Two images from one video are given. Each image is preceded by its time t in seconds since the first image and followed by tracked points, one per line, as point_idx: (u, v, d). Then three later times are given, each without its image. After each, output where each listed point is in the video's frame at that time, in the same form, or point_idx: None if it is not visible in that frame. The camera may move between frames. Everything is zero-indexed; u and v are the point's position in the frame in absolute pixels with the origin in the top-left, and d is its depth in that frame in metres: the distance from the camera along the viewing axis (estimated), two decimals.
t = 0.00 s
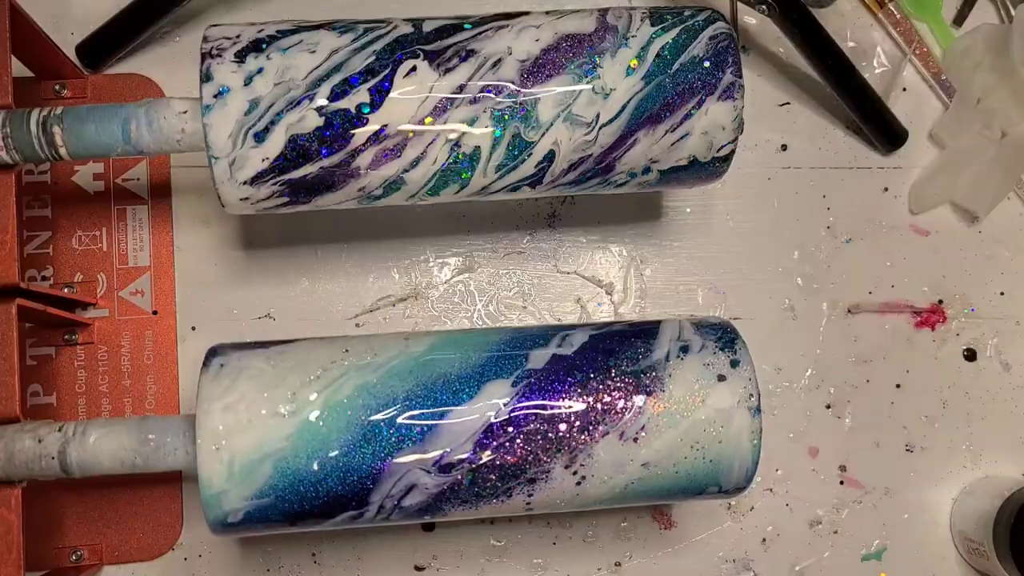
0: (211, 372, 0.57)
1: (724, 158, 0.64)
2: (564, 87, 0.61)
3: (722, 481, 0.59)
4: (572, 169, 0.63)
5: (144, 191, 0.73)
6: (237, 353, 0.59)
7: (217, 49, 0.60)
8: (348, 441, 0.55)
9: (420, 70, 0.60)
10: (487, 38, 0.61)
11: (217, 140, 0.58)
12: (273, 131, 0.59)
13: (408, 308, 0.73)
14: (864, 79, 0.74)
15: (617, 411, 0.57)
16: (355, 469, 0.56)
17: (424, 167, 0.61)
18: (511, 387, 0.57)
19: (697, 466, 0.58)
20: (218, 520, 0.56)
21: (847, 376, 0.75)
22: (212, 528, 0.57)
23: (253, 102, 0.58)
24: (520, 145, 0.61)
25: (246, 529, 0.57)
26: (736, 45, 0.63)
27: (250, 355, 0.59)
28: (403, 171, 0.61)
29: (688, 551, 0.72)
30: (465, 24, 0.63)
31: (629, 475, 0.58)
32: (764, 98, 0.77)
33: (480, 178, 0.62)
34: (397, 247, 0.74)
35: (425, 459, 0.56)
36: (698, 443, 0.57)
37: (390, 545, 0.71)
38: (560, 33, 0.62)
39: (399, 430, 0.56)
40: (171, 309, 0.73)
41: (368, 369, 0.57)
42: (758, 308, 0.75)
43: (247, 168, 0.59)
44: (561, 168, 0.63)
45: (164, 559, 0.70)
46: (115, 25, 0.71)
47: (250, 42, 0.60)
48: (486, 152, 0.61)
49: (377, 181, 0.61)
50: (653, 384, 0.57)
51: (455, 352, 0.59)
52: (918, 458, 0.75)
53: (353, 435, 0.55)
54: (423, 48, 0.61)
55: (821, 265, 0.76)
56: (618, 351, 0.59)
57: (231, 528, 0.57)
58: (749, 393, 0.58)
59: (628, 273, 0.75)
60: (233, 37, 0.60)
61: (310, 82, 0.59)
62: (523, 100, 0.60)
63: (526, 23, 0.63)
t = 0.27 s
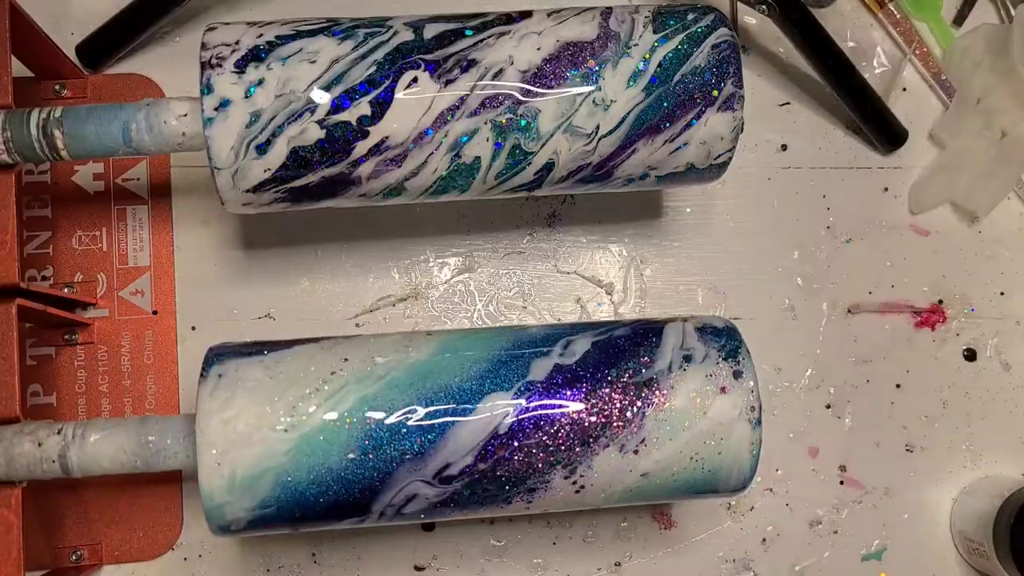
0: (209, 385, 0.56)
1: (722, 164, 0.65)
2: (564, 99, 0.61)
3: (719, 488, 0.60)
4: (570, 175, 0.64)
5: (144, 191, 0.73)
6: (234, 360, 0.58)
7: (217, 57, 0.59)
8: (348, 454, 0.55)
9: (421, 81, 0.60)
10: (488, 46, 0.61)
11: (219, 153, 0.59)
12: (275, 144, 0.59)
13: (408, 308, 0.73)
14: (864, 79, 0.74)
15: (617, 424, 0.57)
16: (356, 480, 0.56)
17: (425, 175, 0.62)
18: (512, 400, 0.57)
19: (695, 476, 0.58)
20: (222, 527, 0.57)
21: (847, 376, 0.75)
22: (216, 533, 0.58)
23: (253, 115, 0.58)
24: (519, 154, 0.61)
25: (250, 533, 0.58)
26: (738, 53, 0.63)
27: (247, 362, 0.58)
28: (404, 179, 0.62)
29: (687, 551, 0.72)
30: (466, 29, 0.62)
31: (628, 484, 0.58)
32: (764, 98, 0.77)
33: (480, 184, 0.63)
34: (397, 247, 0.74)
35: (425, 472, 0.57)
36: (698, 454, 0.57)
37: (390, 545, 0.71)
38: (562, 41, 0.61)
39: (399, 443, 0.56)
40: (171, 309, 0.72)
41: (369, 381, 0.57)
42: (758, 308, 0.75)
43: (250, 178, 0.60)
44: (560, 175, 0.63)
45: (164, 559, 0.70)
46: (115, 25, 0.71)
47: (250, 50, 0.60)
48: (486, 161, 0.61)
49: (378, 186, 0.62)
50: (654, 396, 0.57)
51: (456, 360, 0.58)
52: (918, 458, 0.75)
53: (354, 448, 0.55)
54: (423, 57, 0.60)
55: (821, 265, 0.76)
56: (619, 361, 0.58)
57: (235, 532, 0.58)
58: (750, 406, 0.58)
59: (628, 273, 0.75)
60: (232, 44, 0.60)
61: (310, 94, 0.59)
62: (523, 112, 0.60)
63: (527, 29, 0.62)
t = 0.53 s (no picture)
0: (208, 397, 0.56)
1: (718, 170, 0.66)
2: (564, 111, 0.61)
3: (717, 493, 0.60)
4: (569, 181, 0.64)
5: (144, 191, 0.73)
6: (233, 370, 0.57)
7: (217, 67, 0.59)
8: (349, 467, 0.56)
9: (422, 93, 0.60)
10: (489, 55, 0.61)
11: (221, 164, 0.59)
12: (277, 156, 0.59)
13: (408, 308, 0.73)
14: (864, 79, 0.74)
15: (617, 436, 0.57)
16: (357, 491, 0.56)
17: (425, 183, 0.62)
18: (512, 416, 0.57)
19: (694, 484, 0.59)
20: (224, 533, 0.58)
21: (847, 376, 0.75)
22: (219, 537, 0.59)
23: (254, 128, 0.59)
24: (519, 164, 0.62)
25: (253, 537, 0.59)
26: (740, 62, 0.63)
27: (245, 372, 0.57)
28: (405, 186, 0.62)
29: (687, 551, 0.72)
30: (468, 34, 0.61)
31: (627, 492, 0.59)
32: (764, 97, 0.77)
33: (480, 190, 0.64)
34: (397, 247, 0.74)
35: (425, 484, 0.57)
36: (697, 464, 0.58)
37: (390, 545, 0.71)
38: (563, 50, 0.61)
39: (399, 457, 0.56)
40: (171, 308, 0.72)
41: (368, 393, 0.57)
42: (758, 308, 0.75)
43: (252, 187, 0.60)
44: (559, 181, 0.64)
45: (164, 559, 0.70)
46: (116, 25, 0.71)
47: (250, 59, 0.59)
48: (486, 170, 0.62)
49: (379, 193, 0.63)
50: (656, 409, 0.57)
51: (457, 370, 0.58)
52: (918, 458, 0.75)
53: (354, 461, 0.56)
54: (424, 67, 0.60)
55: (821, 265, 0.76)
56: (621, 371, 0.58)
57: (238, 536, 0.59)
58: (751, 419, 0.58)
59: (628, 273, 0.75)
60: (231, 52, 0.59)
61: (311, 106, 0.59)
62: (524, 124, 0.61)
63: (529, 37, 0.61)
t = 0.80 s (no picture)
0: (207, 410, 0.55)
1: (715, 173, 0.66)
2: (564, 122, 0.61)
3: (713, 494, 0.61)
4: (568, 184, 0.65)
5: (144, 191, 0.73)
6: (231, 381, 0.56)
7: (217, 78, 0.58)
8: (350, 478, 0.56)
9: (422, 105, 0.60)
10: (489, 66, 0.60)
11: (223, 175, 0.59)
12: (278, 167, 0.60)
13: (408, 308, 0.73)
14: (864, 79, 0.74)
15: (617, 448, 0.57)
16: (357, 500, 0.57)
17: (425, 188, 0.63)
18: (512, 430, 0.56)
19: (691, 489, 0.59)
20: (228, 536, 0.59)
21: (847, 375, 0.75)
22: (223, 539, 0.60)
23: (256, 140, 0.59)
24: (519, 172, 0.62)
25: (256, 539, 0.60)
26: (741, 72, 0.62)
27: (245, 383, 0.56)
28: (405, 191, 0.63)
29: (687, 551, 0.72)
30: (469, 42, 0.61)
31: (625, 497, 0.59)
32: (764, 97, 0.77)
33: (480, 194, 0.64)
34: (398, 247, 0.74)
35: (426, 494, 0.57)
36: (697, 473, 0.58)
37: (389, 545, 0.71)
38: (565, 59, 0.61)
39: (400, 469, 0.56)
40: (171, 308, 0.73)
41: (369, 406, 0.56)
42: (758, 308, 0.75)
43: (254, 195, 0.61)
44: (558, 185, 0.65)
45: (164, 559, 0.70)
46: (116, 25, 0.71)
47: (249, 69, 0.59)
48: (486, 178, 0.62)
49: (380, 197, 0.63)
50: (657, 422, 0.57)
51: (457, 380, 0.57)
52: (918, 458, 0.75)
53: (355, 473, 0.56)
54: (425, 79, 0.60)
55: (821, 265, 0.76)
56: (622, 383, 0.57)
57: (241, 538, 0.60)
58: (751, 431, 0.58)
59: (628, 273, 0.75)
60: (231, 62, 0.59)
61: (313, 118, 0.59)
62: (524, 135, 0.61)
63: (531, 45, 0.61)
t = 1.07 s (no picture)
0: (207, 425, 0.55)
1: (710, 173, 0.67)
2: (564, 133, 0.61)
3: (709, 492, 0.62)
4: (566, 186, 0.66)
5: (144, 191, 0.73)
6: (230, 394, 0.56)
7: (217, 90, 0.58)
8: (351, 488, 0.56)
9: (424, 118, 0.60)
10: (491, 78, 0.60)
11: (226, 184, 0.60)
12: (280, 176, 0.60)
13: (408, 308, 0.73)
14: (864, 79, 0.74)
15: (617, 459, 0.57)
16: (359, 507, 0.57)
17: (426, 191, 0.63)
18: (513, 443, 0.56)
19: (688, 492, 0.60)
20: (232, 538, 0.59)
21: (847, 375, 0.75)
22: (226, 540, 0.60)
23: (258, 152, 0.59)
24: (518, 178, 0.63)
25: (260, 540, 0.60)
26: (742, 82, 0.62)
27: (244, 396, 0.56)
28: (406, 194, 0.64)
29: (687, 550, 0.72)
30: (470, 51, 0.60)
31: (623, 500, 0.60)
32: (764, 97, 0.77)
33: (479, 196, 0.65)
34: (398, 247, 0.74)
35: (426, 502, 0.58)
36: (695, 481, 0.58)
37: (389, 545, 0.71)
38: (566, 70, 0.60)
39: (400, 480, 0.56)
40: (171, 308, 0.72)
41: (371, 419, 0.56)
42: (758, 308, 0.75)
43: (257, 201, 0.62)
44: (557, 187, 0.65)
45: (164, 559, 0.70)
46: (116, 25, 0.71)
47: (249, 81, 0.58)
48: (486, 184, 0.63)
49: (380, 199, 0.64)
50: (657, 434, 0.57)
51: (459, 391, 0.57)
52: (918, 458, 0.75)
53: (355, 483, 0.56)
54: (426, 91, 0.60)
55: (821, 265, 0.76)
56: (623, 395, 0.57)
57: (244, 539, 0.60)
58: (751, 442, 0.58)
59: (628, 273, 0.75)
60: (231, 73, 0.59)
61: (314, 131, 0.59)
62: (524, 145, 0.61)
63: (532, 55, 0.61)
